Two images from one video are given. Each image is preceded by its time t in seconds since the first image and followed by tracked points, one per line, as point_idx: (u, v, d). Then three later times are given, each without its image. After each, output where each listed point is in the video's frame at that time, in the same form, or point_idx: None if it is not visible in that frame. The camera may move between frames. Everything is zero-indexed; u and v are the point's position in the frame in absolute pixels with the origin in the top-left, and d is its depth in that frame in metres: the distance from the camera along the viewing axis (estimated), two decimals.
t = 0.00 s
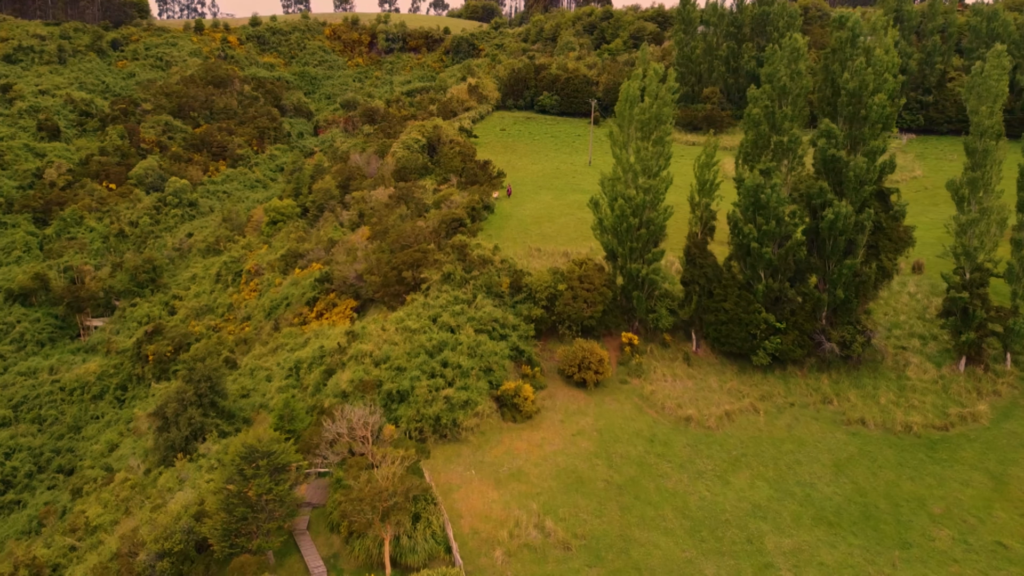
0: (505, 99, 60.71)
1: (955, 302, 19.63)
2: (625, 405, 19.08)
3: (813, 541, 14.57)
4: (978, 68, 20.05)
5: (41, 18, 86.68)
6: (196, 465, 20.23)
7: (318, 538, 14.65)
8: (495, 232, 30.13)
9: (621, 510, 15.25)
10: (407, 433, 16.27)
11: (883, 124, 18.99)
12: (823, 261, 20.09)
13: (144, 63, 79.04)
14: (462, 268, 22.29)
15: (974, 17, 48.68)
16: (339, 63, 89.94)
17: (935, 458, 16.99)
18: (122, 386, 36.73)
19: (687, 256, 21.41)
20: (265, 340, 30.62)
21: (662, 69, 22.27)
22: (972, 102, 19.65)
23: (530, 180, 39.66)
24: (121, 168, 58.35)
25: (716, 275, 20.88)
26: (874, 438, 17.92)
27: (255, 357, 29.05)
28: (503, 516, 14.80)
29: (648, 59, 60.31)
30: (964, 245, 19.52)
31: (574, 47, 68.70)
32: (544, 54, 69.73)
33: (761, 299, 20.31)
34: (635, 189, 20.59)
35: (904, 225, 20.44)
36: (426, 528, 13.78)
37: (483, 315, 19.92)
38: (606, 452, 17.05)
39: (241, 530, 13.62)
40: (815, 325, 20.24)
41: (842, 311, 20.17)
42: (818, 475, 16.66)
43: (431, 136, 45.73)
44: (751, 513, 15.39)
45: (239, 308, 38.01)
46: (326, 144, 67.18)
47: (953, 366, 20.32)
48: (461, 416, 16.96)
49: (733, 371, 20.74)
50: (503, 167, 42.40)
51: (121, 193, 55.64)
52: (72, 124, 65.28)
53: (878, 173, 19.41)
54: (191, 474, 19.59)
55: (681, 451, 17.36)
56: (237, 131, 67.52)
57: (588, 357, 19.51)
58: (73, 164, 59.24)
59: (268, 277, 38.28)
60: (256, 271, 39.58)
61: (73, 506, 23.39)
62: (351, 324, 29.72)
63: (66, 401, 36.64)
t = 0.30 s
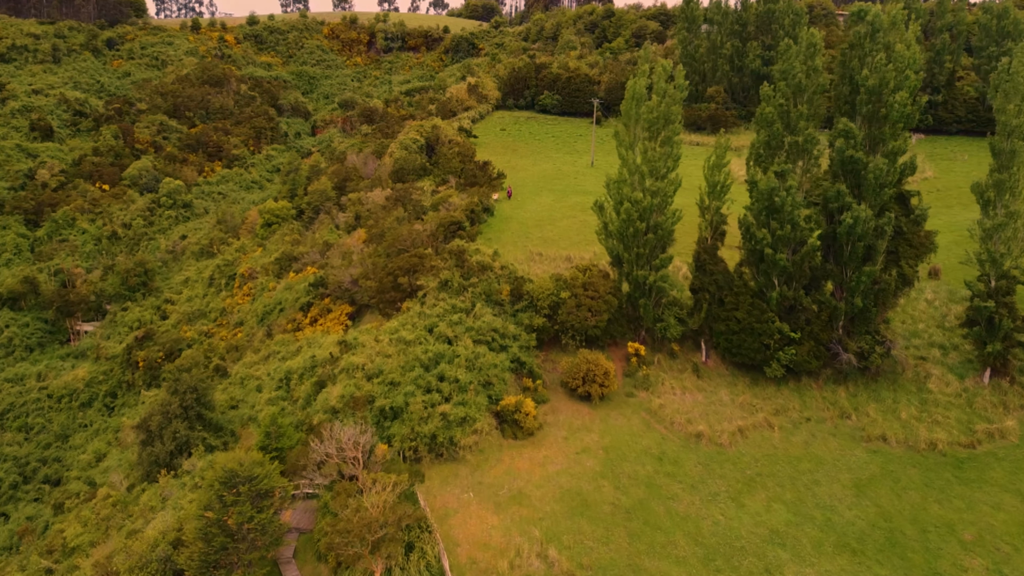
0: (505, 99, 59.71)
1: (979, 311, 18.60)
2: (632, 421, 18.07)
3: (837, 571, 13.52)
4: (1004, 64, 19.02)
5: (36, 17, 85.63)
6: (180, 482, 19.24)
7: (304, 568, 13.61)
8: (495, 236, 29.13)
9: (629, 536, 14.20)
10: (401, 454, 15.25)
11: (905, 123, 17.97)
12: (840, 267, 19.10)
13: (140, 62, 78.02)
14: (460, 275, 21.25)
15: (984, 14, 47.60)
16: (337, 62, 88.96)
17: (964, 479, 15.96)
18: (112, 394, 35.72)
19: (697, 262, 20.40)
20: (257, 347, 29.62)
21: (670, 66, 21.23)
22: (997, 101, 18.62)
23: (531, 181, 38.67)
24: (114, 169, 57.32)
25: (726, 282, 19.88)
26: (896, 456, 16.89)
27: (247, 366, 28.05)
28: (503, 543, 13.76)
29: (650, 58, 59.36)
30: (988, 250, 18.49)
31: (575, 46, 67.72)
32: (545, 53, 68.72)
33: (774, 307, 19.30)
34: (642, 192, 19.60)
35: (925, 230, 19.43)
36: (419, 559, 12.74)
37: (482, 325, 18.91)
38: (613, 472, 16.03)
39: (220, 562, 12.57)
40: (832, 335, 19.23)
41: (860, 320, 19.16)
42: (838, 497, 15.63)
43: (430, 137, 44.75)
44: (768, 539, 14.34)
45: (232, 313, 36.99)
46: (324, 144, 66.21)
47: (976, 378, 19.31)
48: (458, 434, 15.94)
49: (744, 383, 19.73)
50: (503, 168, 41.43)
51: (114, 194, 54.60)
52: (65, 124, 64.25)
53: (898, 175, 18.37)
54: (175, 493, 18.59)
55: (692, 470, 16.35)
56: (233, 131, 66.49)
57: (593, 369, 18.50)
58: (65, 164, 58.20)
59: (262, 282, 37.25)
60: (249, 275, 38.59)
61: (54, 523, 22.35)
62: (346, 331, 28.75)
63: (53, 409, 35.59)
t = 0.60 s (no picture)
0: (505, 98, 58.69)
1: (1007, 322, 17.56)
2: (640, 438, 17.04)
3: None
4: None
5: (30, 16, 84.49)
6: (162, 501, 18.19)
7: None
8: (494, 239, 28.11)
9: (639, 567, 13.16)
10: (394, 477, 14.22)
11: (929, 123, 16.95)
12: (859, 275, 18.07)
13: (136, 61, 77.01)
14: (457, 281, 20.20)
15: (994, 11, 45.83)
16: (335, 62, 87.99)
17: (995, 503, 14.93)
18: (100, 401, 34.68)
19: (707, 269, 19.39)
20: (249, 354, 28.60)
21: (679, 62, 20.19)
22: None
23: (532, 183, 37.63)
24: (108, 170, 56.28)
25: (738, 290, 18.87)
26: (922, 477, 15.86)
27: (237, 375, 27.03)
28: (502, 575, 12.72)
29: (653, 56, 58.36)
30: (1017, 258, 17.45)
31: (576, 45, 66.71)
32: (545, 52, 67.70)
33: (790, 317, 18.28)
34: (650, 196, 18.58)
35: (949, 236, 18.39)
36: None
37: (481, 336, 17.88)
38: (621, 495, 15.00)
39: None
40: (850, 347, 18.21)
41: (880, 331, 18.14)
42: (862, 522, 14.60)
43: (428, 137, 43.73)
44: (789, 570, 13.31)
45: (225, 318, 35.95)
46: (321, 144, 65.22)
47: (1003, 392, 18.28)
48: (455, 454, 14.91)
49: (757, 397, 18.73)
50: (503, 169, 40.42)
51: (107, 195, 53.57)
52: (59, 123, 63.20)
53: (922, 178, 17.33)
54: (157, 513, 17.55)
55: (705, 493, 15.32)
56: (229, 132, 65.39)
57: (598, 384, 17.48)
58: (58, 165, 57.11)
59: (255, 286, 36.25)
60: (242, 279, 37.60)
61: (32, 542, 21.30)
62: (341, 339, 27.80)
63: (40, 418, 34.53)
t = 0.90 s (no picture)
0: (505, 97, 57.65)
1: None
2: (649, 457, 16.01)
3: None
4: None
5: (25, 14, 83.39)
6: (142, 522, 17.14)
7: None
8: (494, 243, 27.09)
9: None
10: (385, 504, 13.18)
11: (955, 122, 15.94)
12: (881, 284, 17.05)
13: (131, 60, 75.96)
14: (455, 289, 19.14)
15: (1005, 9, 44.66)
16: (334, 61, 87.00)
17: None
18: (89, 409, 33.66)
19: (719, 276, 18.37)
20: (240, 361, 27.60)
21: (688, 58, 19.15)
22: None
23: (533, 184, 36.61)
24: (101, 171, 55.24)
25: (752, 299, 17.86)
26: (951, 500, 14.82)
27: (228, 384, 26.05)
28: None
29: (656, 55, 57.33)
30: None
31: (577, 44, 65.70)
32: (546, 51, 66.69)
33: (807, 327, 17.27)
34: (658, 200, 17.58)
35: (975, 242, 17.37)
36: None
37: (480, 348, 16.82)
38: (629, 521, 13.95)
39: None
40: (871, 359, 17.19)
41: (902, 343, 17.12)
42: (889, 551, 13.56)
43: (426, 136, 42.70)
44: None
45: (217, 324, 34.94)
46: (318, 144, 64.21)
47: None
48: (452, 478, 13.87)
49: (772, 412, 17.72)
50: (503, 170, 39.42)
51: (100, 196, 52.54)
52: (52, 123, 62.13)
53: (947, 181, 16.30)
54: (136, 537, 16.51)
55: (719, 519, 14.28)
56: (225, 131, 64.38)
57: (604, 400, 16.44)
58: (50, 166, 56.05)
59: (248, 291, 35.26)
60: (235, 283, 36.61)
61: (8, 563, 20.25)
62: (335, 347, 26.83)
63: (26, 426, 33.45)
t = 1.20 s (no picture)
0: (505, 97, 56.62)
1: None
2: (658, 479, 14.98)
3: None
4: None
5: (18, 11, 82.12)
6: (120, 546, 16.11)
7: None
8: (494, 247, 26.09)
9: None
10: (376, 534, 12.13)
11: (985, 120, 14.94)
12: (904, 292, 16.03)
13: (126, 59, 74.94)
14: (452, 297, 18.09)
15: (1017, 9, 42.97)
16: (331, 60, 86.08)
17: None
18: (76, 417, 32.66)
19: (731, 285, 17.37)
20: (230, 369, 26.60)
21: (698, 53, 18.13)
22: None
23: (534, 185, 35.62)
24: (93, 171, 54.22)
25: (766, 308, 16.84)
26: (984, 527, 13.78)
27: (217, 394, 25.04)
28: None
29: (658, 54, 56.35)
30: None
31: (578, 42, 64.74)
32: (546, 50, 65.68)
33: (825, 339, 16.26)
34: (667, 203, 16.57)
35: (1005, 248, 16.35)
36: None
37: (479, 361, 15.78)
38: (639, 550, 12.90)
39: None
40: (894, 373, 16.18)
41: (927, 355, 16.11)
42: None
43: (424, 136, 41.70)
44: None
45: (208, 329, 33.94)
46: (316, 144, 63.26)
47: None
48: (448, 503, 12.82)
49: (788, 429, 16.70)
50: (502, 171, 38.44)
51: (92, 197, 51.56)
52: (44, 123, 61.08)
53: (976, 183, 15.28)
54: (112, 562, 15.48)
55: (736, 546, 13.24)
56: (221, 131, 63.38)
57: (611, 416, 15.42)
58: (42, 167, 54.99)
59: (240, 295, 34.26)
60: (228, 287, 35.62)
61: None
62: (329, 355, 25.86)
63: (11, 435, 32.41)
